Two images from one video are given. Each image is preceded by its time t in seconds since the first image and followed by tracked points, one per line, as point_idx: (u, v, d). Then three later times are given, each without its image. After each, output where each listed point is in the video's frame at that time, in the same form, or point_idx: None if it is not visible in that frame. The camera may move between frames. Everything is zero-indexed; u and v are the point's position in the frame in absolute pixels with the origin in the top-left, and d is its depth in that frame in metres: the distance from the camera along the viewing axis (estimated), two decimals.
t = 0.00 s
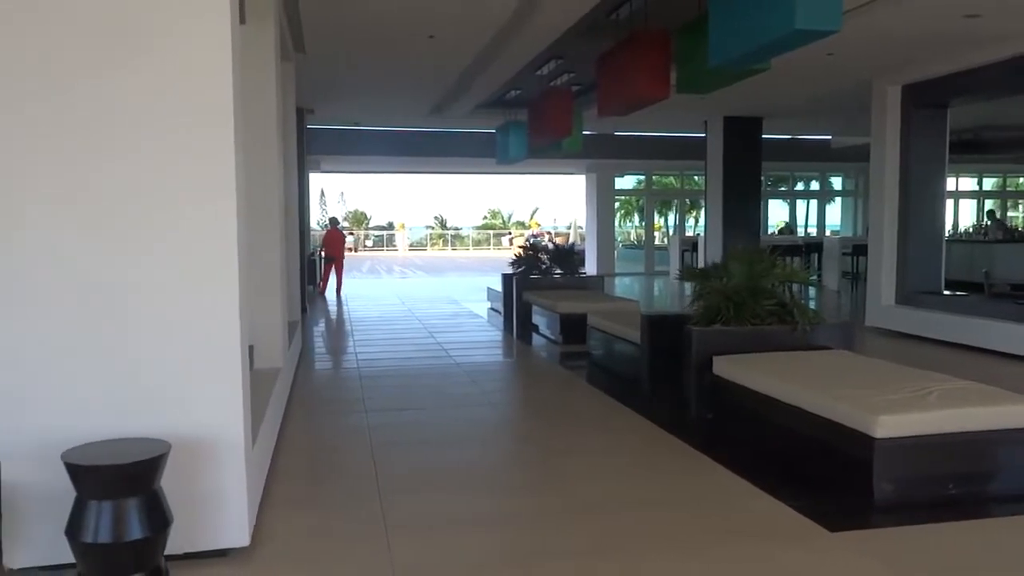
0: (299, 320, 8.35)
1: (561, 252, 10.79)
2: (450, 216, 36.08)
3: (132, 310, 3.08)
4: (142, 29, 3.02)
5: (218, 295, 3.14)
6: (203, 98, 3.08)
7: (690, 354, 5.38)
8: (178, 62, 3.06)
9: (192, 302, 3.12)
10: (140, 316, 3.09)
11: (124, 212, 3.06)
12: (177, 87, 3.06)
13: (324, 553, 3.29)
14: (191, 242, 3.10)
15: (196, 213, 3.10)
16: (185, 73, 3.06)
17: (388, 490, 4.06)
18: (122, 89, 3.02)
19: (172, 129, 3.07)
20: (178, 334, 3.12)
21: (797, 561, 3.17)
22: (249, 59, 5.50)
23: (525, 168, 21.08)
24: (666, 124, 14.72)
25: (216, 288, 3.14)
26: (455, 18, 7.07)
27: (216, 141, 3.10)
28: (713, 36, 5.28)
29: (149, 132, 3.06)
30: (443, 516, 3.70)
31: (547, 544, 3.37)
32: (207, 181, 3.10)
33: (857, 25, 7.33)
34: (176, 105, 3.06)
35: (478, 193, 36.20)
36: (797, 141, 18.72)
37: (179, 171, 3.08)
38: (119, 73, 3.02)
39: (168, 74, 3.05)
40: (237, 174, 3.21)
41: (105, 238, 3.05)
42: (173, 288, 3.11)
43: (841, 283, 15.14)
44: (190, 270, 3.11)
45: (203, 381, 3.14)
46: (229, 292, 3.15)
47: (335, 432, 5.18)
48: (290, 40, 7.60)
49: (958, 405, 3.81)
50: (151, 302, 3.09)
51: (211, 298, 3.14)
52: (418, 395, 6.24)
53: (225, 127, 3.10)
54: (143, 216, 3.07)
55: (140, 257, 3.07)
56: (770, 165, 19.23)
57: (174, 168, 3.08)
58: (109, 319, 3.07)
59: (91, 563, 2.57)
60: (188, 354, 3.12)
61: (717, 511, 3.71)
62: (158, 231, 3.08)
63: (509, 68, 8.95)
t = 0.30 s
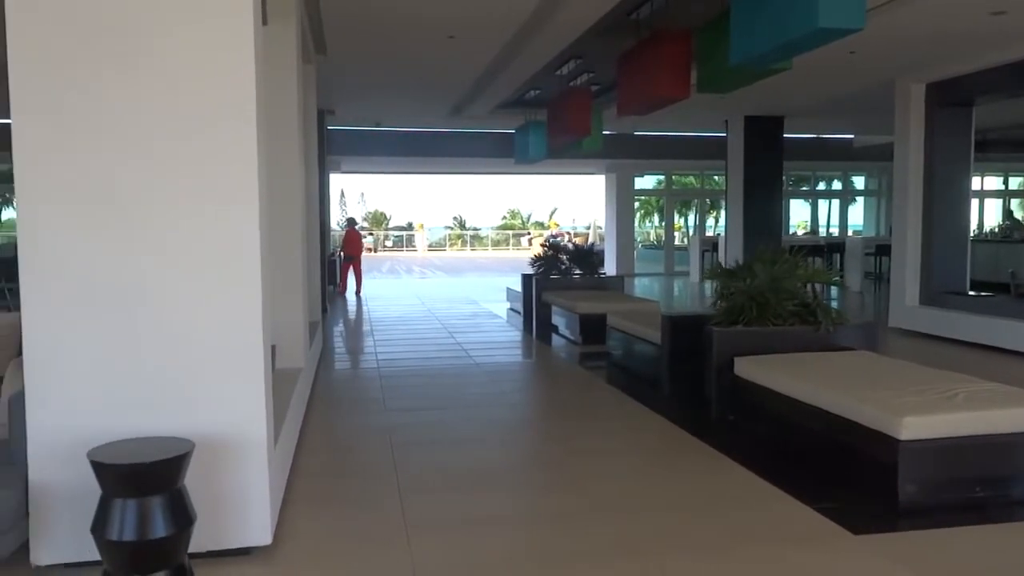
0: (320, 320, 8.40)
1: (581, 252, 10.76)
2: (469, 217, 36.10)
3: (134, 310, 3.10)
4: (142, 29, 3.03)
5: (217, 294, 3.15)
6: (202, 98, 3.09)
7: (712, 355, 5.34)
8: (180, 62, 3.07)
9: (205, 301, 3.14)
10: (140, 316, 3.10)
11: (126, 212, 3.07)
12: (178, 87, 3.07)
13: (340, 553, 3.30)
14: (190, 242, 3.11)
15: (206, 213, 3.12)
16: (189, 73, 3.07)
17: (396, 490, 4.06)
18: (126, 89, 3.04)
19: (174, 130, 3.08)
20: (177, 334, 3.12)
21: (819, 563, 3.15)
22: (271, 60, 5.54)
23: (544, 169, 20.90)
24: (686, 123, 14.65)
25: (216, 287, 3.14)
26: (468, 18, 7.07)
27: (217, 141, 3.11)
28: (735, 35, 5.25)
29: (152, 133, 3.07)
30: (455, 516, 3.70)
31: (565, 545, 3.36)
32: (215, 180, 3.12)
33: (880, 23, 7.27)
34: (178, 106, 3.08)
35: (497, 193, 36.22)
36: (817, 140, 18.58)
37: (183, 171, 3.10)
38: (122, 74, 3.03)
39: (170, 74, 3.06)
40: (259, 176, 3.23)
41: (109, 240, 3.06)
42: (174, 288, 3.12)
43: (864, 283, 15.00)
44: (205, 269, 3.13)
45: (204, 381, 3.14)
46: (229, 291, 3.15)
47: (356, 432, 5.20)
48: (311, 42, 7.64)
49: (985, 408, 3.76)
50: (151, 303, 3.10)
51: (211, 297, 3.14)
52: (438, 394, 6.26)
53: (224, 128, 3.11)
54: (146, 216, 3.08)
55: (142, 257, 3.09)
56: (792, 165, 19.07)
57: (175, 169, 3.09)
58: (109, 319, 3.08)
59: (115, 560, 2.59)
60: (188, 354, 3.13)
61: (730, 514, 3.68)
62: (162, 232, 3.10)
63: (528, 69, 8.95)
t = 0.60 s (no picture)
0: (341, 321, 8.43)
1: (601, 252, 10.72)
2: (489, 217, 36.11)
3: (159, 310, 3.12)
4: (166, 32, 3.06)
5: (234, 293, 3.16)
6: (200, 99, 3.10)
7: (734, 356, 5.30)
8: (182, 62, 3.08)
9: (228, 302, 3.16)
10: (144, 319, 3.12)
11: (150, 214, 3.10)
12: (181, 88, 3.08)
13: (358, 552, 3.31)
14: (193, 244, 3.12)
15: (230, 214, 3.14)
16: (194, 73, 3.09)
17: (417, 490, 4.07)
18: (132, 89, 3.06)
19: (183, 131, 3.10)
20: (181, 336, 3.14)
21: (843, 566, 3.11)
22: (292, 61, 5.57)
23: (564, 169, 20.86)
24: (707, 123, 14.56)
25: (219, 287, 3.15)
26: (482, 18, 7.06)
27: (218, 141, 3.12)
28: (757, 33, 5.21)
29: (163, 134, 3.09)
30: (471, 516, 3.70)
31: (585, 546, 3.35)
32: (238, 181, 3.14)
33: (904, 21, 7.19)
34: (180, 106, 3.09)
35: (517, 194, 36.20)
36: (839, 139, 18.42)
37: (191, 171, 3.11)
38: (132, 74, 3.05)
39: (174, 74, 3.08)
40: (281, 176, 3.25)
41: (123, 243, 3.09)
42: (177, 289, 3.13)
43: (888, 283, 14.85)
44: (229, 270, 3.15)
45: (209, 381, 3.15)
46: (232, 291, 3.16)
47: (376, 432, 5.21)
48: (332, 43, 7.68)
49: (1013, 411, 3.70)
50: (155, 305, 3.12)
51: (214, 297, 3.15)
52: (458, 395, 6.26)
53: (223, 127, 3.12)
54: (169, 217, 3.11)
55: (150, 259, 3.11)
56: (814, 164, 18.91)
57: (197, 170, 3.11)
58: (134, 320, 3.11)
59: (139, 558, 2.61)
60: (192, 355, 3.14)
61: (745, 516, 3.64)
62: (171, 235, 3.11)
63: (548, 69, 8.94)
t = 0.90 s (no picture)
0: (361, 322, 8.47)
1: (621, 253, 10.67)
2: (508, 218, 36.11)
3: (180, 310, 3.15)
4: (187, 34, 3.08)
5: (255, 293, 3.18)
6: (215, 101, 3.11)
7: (755, 358, 5.25)
8: (193, 64, 3.09)
9: (248, 302, 3.18)
10: (161, 319, 3.14)
11: (172, 215, 3.12)
12: (191, 89, 3.10)
13: (378, 551, 3.32)
14: (215, 245, 3.14)
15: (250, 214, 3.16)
16: (206, 74, 3.10)
17: (436, 490, 4.07)
18: (150, 92, 3.08)
19: (203, 132, 3.12)
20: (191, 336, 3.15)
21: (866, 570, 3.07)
22: (312, 61, 5.59)
23: (583, 169, 20.81)
24: (728, 122, 14.47)
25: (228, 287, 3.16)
26: (502, 19, 7.06)
27: (229, 141, 3.13)
28: (778, 31, 5.17)
29: (183, 136, 3.11)
30: (490, 516, 3.70)
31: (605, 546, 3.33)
32: (259, 181, 3.15)
33: (929, 17, 7.09)
34: (192, 107, 3.11)
35: (536, 194, 36.17)
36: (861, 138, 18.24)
37: (207, 172, 3.13)
38: (153, 77, 3.08)
39: (187, 76, 3.09)
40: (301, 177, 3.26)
41: (146, 245, 3.11)
42: (187, 290, 3.15)
43: (911, 283, 14.68)
44: (250, 270, 3.17)
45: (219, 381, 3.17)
46: (248, 291, 3.18)
47: (396, 432, 5.22)
48: (352, 45, 7.70)
49: None
50: (177, 305, 3.14)
51: (224, 297, 3.16)
52: (477, 395, 6.26)
53: (238, 129, 3.13)
54: (191, 219, 3.13)
55: (172, 260, 3.13)
56: (836, 163, 18.73)
57: (217, 171, 3.13)
58: (156, 320, 3.14)
59: (162, 556, 2.63)
60: (202, 355, 3.16)
61: (766, 518, 3.61)
62: (187, 237, 3.13)
63: (567, 68, 8.92)
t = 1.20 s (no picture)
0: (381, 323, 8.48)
1: (641, 253, 10.62)
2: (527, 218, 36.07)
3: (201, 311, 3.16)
4: (210, 37, 3.10)
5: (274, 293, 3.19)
6: (237, 104, 3.13)
7: (777, 359, 5.20)
8: (215, 67, 3.11)
9: (268, 303, 3.19)
10: (182, 319, 3.15)
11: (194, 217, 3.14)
12: (215, 92, 3.12)
13: (398, 551, 3.32)
14: (235, 246, 3.16)
15: (271, 216, 3.17)
16: (227, 77, 3.12)
17: (455, 491, 4.07)
18: (173, 96, 3.10)
19: (226, 134, 3.13)
20: (206, 337, 3.17)
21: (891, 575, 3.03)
22: (333, 63, 5.60)
23: (602, 169, 20.75)
24: (748, 121, 14.37)
25: (242, 288, 3.17)
26: (521, 19, 7.04)
27: (249, 142, 3.14)
28: (801, 28, 5.11)
29: (206, 138, 3.12)
30: (510, 516, 3.69)
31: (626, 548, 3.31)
32: (280, 182, 3.16)
33: (955, 14, 6.99)
34: (213, 108, 3.12)
35: (555, 194, 36.11)
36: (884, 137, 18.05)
37: (229, 173, 3.14)
38: (175, 80, 3.10)
39: (210, 77, 3.11)
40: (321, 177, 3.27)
41: (168, 246, 3.13)
42: (208, 291, 3.16)
43: (934, 284, 14.51)
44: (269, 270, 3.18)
45: (236, 381, 3.18)
46: (268, 292, 3.19)
47: (414, 432, 5.23)
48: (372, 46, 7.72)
49: None
50: (197, 305, 3.16)
51: (239, 298, 3.18)
52: (496, 395, 6.26)
53: (259, 130, 3.14)
54: (213, 220, 3.15)
55: (194, 261, 3.15)
56: (859, 162, 18.55)
57: (238, 172, 3.15)
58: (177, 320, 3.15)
59: (184, 556, 2.64)
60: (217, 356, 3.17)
61: (789, 521, 3.58)
62: (208, 238, 3.15)
63: (587, 69, 8.88)
